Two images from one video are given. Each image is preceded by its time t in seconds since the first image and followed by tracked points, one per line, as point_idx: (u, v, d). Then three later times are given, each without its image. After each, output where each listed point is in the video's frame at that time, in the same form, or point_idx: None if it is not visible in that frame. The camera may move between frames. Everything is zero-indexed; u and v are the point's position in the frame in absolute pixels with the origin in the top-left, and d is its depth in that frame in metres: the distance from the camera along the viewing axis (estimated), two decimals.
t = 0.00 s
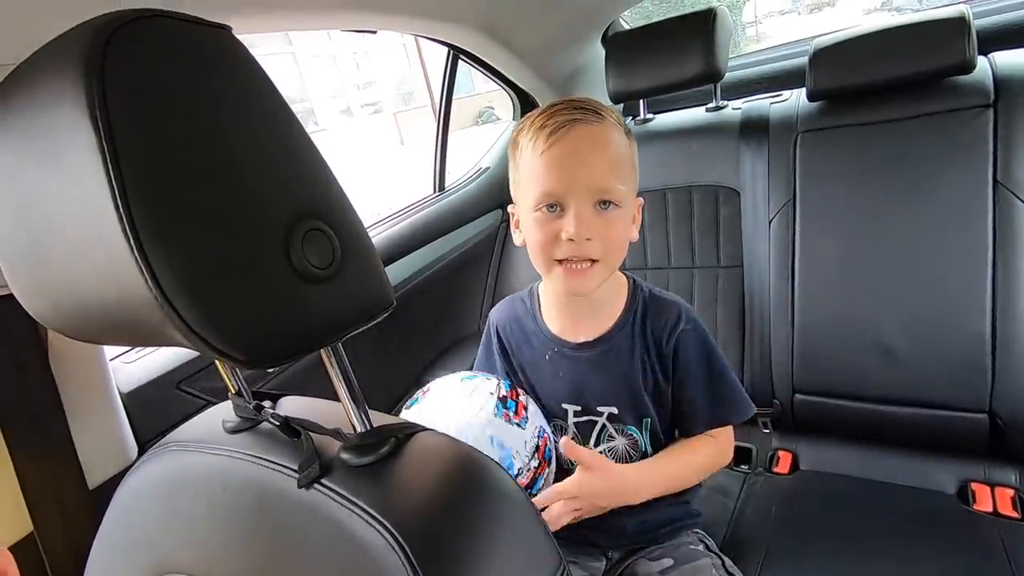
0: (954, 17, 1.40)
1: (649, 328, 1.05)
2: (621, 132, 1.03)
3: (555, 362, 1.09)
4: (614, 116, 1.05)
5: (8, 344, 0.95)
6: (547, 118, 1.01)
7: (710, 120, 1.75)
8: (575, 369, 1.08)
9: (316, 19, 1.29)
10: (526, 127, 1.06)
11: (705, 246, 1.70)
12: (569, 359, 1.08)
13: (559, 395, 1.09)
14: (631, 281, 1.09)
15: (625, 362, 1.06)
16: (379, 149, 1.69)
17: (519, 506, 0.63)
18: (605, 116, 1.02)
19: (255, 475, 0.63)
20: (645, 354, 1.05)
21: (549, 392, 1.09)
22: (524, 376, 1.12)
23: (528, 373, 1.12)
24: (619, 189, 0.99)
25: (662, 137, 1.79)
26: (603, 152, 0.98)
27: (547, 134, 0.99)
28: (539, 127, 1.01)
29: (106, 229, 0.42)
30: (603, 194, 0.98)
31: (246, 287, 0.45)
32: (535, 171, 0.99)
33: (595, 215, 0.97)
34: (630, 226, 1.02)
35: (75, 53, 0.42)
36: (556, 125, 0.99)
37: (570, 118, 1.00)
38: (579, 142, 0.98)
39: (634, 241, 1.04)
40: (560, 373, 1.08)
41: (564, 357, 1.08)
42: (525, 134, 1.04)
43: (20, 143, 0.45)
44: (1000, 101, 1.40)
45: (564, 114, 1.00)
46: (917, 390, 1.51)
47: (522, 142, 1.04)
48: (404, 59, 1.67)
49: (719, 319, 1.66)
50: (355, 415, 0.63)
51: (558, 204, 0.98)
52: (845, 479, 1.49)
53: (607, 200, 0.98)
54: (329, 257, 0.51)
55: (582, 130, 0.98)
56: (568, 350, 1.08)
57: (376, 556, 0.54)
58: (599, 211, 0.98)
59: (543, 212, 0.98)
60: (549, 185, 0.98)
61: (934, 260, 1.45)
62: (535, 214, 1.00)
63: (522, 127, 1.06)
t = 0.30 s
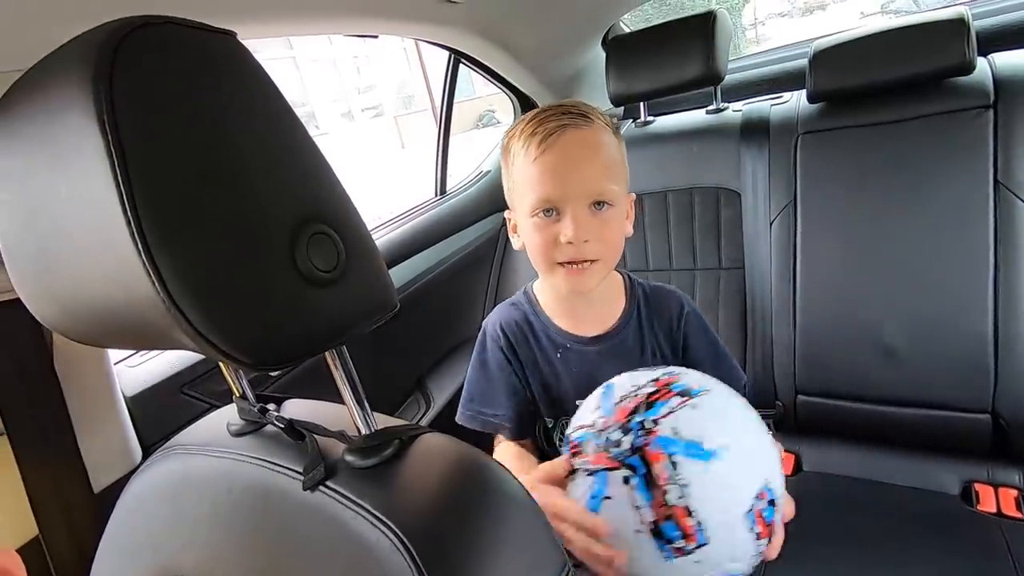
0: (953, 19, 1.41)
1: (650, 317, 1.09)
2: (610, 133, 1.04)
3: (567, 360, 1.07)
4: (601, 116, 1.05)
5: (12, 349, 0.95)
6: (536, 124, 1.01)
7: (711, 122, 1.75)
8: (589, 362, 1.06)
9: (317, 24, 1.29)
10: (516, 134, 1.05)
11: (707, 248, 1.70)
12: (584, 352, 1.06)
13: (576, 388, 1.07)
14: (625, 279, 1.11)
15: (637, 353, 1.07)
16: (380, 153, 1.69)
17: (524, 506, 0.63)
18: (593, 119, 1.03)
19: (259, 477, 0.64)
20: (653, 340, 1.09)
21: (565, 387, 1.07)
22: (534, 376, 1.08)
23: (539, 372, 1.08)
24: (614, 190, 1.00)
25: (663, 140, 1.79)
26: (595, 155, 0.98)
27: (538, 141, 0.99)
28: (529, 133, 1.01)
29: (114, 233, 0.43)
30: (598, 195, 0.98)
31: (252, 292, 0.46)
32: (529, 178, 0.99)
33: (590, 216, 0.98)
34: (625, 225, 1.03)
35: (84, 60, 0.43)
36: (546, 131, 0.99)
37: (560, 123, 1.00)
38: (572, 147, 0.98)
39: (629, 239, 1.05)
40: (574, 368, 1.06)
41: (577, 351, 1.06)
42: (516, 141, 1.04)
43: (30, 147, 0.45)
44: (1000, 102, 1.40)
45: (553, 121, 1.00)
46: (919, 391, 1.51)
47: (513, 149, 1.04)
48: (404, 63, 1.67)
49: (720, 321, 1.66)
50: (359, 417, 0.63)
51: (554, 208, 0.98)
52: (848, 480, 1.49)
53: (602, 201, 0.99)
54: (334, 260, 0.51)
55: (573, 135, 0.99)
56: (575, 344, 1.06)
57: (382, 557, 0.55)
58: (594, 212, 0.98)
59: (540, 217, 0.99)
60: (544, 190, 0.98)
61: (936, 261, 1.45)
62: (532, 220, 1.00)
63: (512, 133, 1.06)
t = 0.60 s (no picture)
0: (953, 21, 1.42)
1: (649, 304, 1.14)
2: (593, 134, 1.05)
3: (587, 365, 1.04)
4: (580, 117, 1.06)
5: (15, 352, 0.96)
6: (518, 135, 1.02)
7: (711, 125, 1.76)
8: (610, 363, 1.05)
9: (318, 28, 1.30)
10: (499, 146, 1.06)
11: (707, 251, 1.71)
12: (605, 353, 1.05)
13: (602, 390, 1.04)
14: (621, 281, 1.15)
15: (647, 346, 1.09)
16: (381, 156, 1.70)
17: (526, 507, 0.63)
18: (574, 121, 1.03)
19: (262, 478, 0.64)
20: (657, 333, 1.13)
21: (591, 392, 1.04)
22: (557, 387, 1.03)
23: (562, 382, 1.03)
24: (604, 189, 1.01)
25: (663, 142, 1.80)
26: (581, 158, 0.99)
27: (523, 152, 1.00)
28: (512, 145, 1.02)
29: (121, 235, 0.43)
30: (589, 197, 0.99)
31: (257, 295, 0.46)
32: (519, 188, 1.00)
33: (584, 218, 0.99)
34: (618, 223, 1.04)
35: (92, 65, 0.44)
36: (529, 141, 1.00)
37: (541, 131, 1.00)
38: (558, 153, 0.99)
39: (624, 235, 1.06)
40: (598, 371, 1.04)
41: (597, 353, 1.04)
42: (500, 153, 1.04)
43: (38, 148, 0.46)
44: (999, 103, 1.41)
45: (534, 130, 1.00)
46: (920, 392, 1.51)
47: (497, 163, 1.04)
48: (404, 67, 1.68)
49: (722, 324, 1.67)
50: (362, 419, 0.64)
51: (548, 217, 0.99)
52: (850, 482, 1.49)
53: (594, 203, 1.00)
54: (337, 263, 0.52)
55: (557, 142, 0.99)
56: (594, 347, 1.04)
57: (385, 558, 0.55)
58: (587, 214, 0.99)
59: (536, 227, 0.99)
60: (536, 199, 0.98)
61: (937, 262, 1.46)
62: (528, 231, 1.00)
63: (495, 146, 1.06)
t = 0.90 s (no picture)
0: (952, 24, 1.42)
1: (644, 304, 1.13)
2: (589, 138, 1.05)
3: (580, 360, 1.05)
4: (576, 121, 1.06)
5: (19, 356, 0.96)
6: (515, 141, 1.02)
7: (711, 127, 1.76)
8: (601, 360, 1.05)
9: (318, 32, 1.30)
10: (496, 149, 1.06)
11: (708, 253, 1.71)
12: (596, 349, 1.05)
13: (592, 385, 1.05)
14: (618, 280, 1.15)
15: (639, 342, 1.09)
16: (381, 159, 1.70)
17: (528, 508, 0.63)
18: (572, 127, 1.03)
19: (265, 480, 0.64)
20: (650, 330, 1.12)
21: (581, 387, 1.05)
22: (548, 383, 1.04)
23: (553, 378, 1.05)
24: (599, 195, 1.01)
25: (662, 145, 1.80)
26: (577, 164, 0.99)
27: (520, 158, 1.00)
28: (509, 150, 1.02)
29: (127, 237, 0.43)
30: (585, 203, 1.00)
31: (260, 297, 0.46)
32: (517, 193, 1.00)
33: (580, 224, 0.99)
34: (612, 226, 1.05)
35: (98, 68, 0.44)
36: (526, 148, 1.00)
37: (537, 137, 1.00)
38: (555, 159, 0.99)
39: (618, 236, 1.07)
40: (588, 367, 1.05)
41: (588, 350, 1.05)
42: (497, 157, 1.04)
43: (45, 151, 0.46)
44: (999, 105, 1.41)
45: (533, 136, 1.00)
46: (921, 393, 1.51)
47: (495, 164, 1.04)
48: (405, 70, 1.68)
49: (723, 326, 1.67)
50: (366, 421, 0.63)
51: (545, 222, 0.99)
52: (851, 483, 1.49)
53: (590, 208, 1.00)
54: (340, 265, 0.52)
55: (554, 148, 0.99)
56: (585, 344, 1.05)
57: (389, 560, 0.55)
58: (583, 220, 0.99)
59: (532, 231, 0.99)
60: (533, 205, 0.99)
61: (937, 264, 1.46)
62: (525, 234, 1.00)
63: (493, 147, 1.06)
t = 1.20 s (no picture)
0: (950, 28, 1.43)
1: (654, 321, 1.09)
2: (608, 142, 1.06)
3: (571, 367, 1.09)
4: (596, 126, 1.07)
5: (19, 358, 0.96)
6: (535, 139, 1.03)
7: (711, 131, 1.76)
8: (594, 371, 1.08)
9: (318, 35, 1.30)
10: (514, 148, 1.07)
11: (708, 256, 1.71)
12: (589, 360, 1.08)
13: (581, 395, 1.08)
14: (631, 284, 1.12)
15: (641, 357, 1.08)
16: (381, 163, 1.70)
17: (530, 509, 0.64)
18: (590, 130, 1.04)
19: (267, 483, 0.64)
20: (657, 347, 1.09)
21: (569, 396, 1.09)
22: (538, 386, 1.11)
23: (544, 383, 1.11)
24: (615, 197, 1.01)
25: (662, 148, 1.80)
26: (597, 165, 1.00)
27: (541, 155, 1.00)
28: (529, 148, 1.02)
29: (131, 240, 0.44)
30: (602, 203, 0.99)
31: (263, 298, 0.46)
32: (534, 191, 1.00)
33: (596, 224, 0.99)
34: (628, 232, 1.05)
35: (104, 73, 0.44)
36: (547, 146, 1.01)
37: (559, 136, 1.01)
38: (577, 158, 0.99)
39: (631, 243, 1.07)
40: (579, 376, 1.08)
41: (583, 359, 1.08)
42: (515, 156, 1.05)
43: (49, 156, 0.47)
44: (998, 109, 1.41)
45: (553, 134, 1.01)
46: (921, 396, 1.51)
47: (513, 162, 1.05)
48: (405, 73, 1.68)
49: (723, 329, 1.67)
50: (368, 424, 0.63)
51: (560, 219, 0.99)
52: (852, 487, 1.49)
53: (607, 209, 1.00)
54: (342, 267, 0.52)
55: (576, 147, 1.00)
56: (581, 352, 1.08)
57: (391, 561, 0.55)
58: (599, 220, 0.99)
59: (547, 228, 1.00)
60: (550, 202, 0.99)
61: (937, 267, 1.46)
62: (538, 232, 1.01)
63: (511, 146, 1.07)
